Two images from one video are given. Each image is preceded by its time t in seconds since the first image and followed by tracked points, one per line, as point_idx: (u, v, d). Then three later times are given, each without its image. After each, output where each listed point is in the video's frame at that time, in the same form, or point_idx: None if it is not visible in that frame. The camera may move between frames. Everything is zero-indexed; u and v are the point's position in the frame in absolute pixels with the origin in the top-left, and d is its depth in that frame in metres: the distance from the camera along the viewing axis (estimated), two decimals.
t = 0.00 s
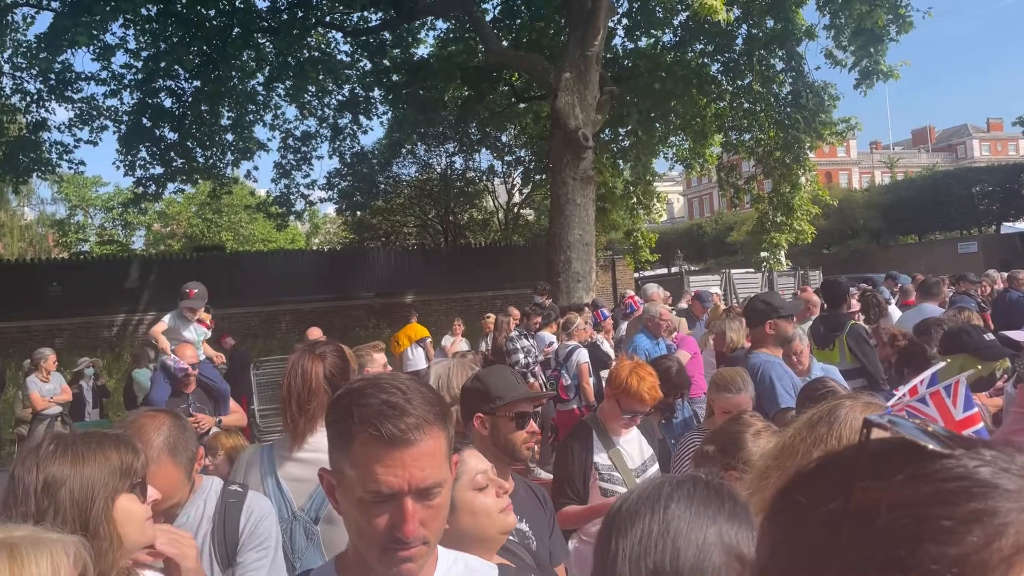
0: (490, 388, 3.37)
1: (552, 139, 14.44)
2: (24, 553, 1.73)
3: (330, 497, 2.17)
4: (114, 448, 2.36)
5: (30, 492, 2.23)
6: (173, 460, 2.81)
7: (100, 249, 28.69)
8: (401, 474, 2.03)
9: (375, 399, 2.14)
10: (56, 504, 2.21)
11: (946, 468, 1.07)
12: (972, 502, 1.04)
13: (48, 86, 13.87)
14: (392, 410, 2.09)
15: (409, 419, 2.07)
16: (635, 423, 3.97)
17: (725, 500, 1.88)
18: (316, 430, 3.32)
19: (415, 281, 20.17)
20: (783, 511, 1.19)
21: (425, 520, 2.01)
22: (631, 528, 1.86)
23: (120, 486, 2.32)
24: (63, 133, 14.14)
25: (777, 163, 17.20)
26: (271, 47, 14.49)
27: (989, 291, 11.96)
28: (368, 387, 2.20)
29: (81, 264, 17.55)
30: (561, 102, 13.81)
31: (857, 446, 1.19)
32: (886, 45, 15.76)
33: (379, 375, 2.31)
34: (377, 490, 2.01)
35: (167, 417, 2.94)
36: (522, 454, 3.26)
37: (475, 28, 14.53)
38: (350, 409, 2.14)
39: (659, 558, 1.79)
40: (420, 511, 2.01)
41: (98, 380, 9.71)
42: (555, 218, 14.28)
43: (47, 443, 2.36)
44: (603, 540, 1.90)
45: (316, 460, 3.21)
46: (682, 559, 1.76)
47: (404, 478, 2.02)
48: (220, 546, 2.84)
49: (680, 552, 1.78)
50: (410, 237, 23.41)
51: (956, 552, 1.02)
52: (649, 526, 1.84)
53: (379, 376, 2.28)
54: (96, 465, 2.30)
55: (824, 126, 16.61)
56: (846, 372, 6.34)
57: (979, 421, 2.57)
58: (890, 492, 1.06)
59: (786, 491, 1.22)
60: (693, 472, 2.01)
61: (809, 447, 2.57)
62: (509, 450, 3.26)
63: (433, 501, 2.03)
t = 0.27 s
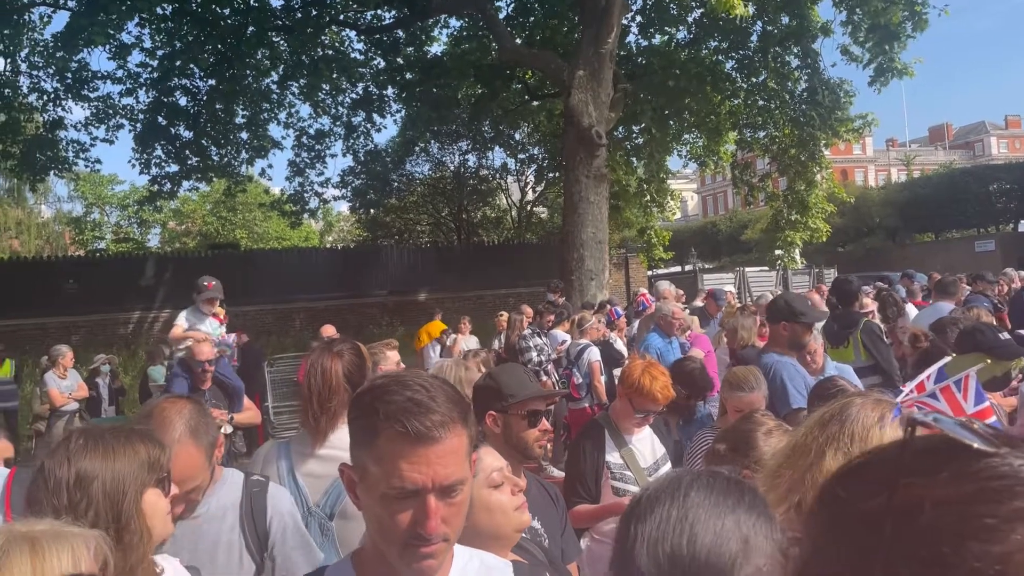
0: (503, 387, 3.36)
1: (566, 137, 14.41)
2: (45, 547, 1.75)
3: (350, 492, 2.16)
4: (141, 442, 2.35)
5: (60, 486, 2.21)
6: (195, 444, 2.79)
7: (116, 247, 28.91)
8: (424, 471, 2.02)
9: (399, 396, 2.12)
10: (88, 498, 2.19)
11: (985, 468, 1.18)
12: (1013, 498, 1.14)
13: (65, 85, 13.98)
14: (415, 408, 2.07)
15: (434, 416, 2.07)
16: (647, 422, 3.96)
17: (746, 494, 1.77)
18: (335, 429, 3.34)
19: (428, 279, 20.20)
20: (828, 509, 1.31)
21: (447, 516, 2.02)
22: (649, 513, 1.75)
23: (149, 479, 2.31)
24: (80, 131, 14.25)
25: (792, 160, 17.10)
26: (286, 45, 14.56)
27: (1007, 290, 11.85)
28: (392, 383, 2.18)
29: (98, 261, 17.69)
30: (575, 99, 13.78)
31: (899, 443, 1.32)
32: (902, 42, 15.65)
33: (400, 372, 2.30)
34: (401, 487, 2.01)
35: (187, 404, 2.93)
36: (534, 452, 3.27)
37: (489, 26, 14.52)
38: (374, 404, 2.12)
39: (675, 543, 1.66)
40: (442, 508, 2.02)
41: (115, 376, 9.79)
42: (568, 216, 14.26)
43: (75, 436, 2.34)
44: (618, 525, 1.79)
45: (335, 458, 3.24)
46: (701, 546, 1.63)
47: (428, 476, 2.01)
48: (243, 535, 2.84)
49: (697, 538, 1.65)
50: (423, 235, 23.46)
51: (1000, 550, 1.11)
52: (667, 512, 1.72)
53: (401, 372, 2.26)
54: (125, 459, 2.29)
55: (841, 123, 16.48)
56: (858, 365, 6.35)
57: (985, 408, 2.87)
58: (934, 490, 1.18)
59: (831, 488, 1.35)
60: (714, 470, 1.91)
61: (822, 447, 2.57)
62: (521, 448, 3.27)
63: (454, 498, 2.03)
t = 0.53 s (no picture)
0: (515, 384, 3.36)
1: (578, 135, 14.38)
2: (62, 536, 1.76)
3: (369, 487, 2.16)
4: (170, 437, 2.35)
5: (93, 475, 2.20)
6: (217, 435, 2.80)
7: (131, 245, 29.13)
8: (449, 469, 2.01)
9: (422, 393, 2.12)
10: (120, 488, 2.19)
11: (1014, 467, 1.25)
12: None
13: (79, 84, 14.08)
14: (438, 406, 2.07)
15: (459, 414, 2.07)
16: (658, 421, 3.95)
17: (774, 501, 1.75)
18: (352, 426, 3.37)
19: (439, 277, 20.23)
20: (861, 500, 1.42)
21: (468, 515, 2.00)
22: (677, 522, 1.72)
23: (178, 473, 2.32)
24: (94, 130, 14.35)
25: (806, 158, 17.00)
26: (298, 44, 14.61)
27: None
28: (415, 381, 2.19)
29: (112, 259, 17.82)
30: (586, 97, 13.75)
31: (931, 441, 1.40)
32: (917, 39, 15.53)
33: (421, 370, 2.30)
34: (426, 485, 1.99)
35: (208, 396, 2.94)
36: (546, 449, 3.26)
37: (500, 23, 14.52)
38: (398, 401, 2.12)
39: (706, 557, 1.64)
40: (464, 506, 2.00)
41: (129, 373, 9.85)
42: (579, 214, 14.24)
43: (107, 428, 2.33)
44: (646, 533, 1.76)
45: (353, 454, 3.25)
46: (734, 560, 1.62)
47: (452, 475, 2.00)
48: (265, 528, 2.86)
49: (725, 549, 1.64)
50: (435, 233, 23.50)
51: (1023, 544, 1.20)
52: (696, 521, 1.70)
53: (422, 370, 2.27)
54: (155, 451, 2.29)
55: (855, 120, 16.38)
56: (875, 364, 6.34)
57: (1006, 407, 2.99)
58: (962, 487, 1.27)
59: (866, 480, 1.45)
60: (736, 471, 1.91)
61: (837, 442, 2.55)
62: (531, 445, 3.26)
63: (475, 497, 2.02)
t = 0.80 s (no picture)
0: (526, 380, 3.36)
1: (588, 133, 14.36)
2: (81, 526, 1.78)
3: (387, 483, 2.17)
4: (192, 433, 2.36)
5: (119, 466, 2.22)
6: (232, 430, 2.81)
7: (143, 244, 29.30)
8: (469, 469, 2.00)
9: (443, 391, 2.12)
10: (145, 481, 2.20)
11: None
12: None
13: (92, 83, 14.15)
14: (456, 405, 2.07)
15: (480, 413, 2.07)
16: (669, 419, 3.93)
17: (810, 498, 1.84)
18: (365, 422, 3.36)
19: (449, 276, 20.24)
20: (857, 489, 1.27)
21: (485, 513, 2.00)
22: (716, 516, 1.82)
23: (199, 469, 2.33)
24: (106, 129, 14.42)
25: (817, 156, 16.91)
26: (309, 43, 14.65)
27: None
28: (436, 378, 2.19)
29: (124, 258, 17.91)
30: (597, 95, 13.73)
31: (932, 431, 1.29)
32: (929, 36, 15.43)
33: (438, 367, 2.30)
34: (445, 485, 1.99)
35: (221, 389, 2.95)
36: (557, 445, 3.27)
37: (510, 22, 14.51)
38: (419, 398, 2.12)
39: (744, 550, 1.74)
40: (482, 505, 2.00)
41: (142, 371, 9.90)
42: (590, 213, 14.21)
43: (134, 421, 2.35)
44: (685, 525, 1.86)
45: (364, 450, 3.25)
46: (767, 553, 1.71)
47: (473, 474, 2.00)
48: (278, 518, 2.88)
49: (764, 544, 1.73)
50: (445, 232, 23.51)
51: None
52: (734, 515, 1.80)
53: (441, 367, 2.28)
54: (178, 446, 2.30)
55: (868, 118, 16.30)
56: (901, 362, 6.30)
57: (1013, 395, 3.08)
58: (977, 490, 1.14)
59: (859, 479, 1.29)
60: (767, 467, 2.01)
61: (847, 434, 2.58)
62: (543, 440, 3.25)
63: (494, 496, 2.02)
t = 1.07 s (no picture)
0: (536, 379, 3.36)
1: (597, 132, 14.35)
2: (98, 519, 1.79)
3: (406, 480, 2.18)
4: (211, 431, 2.37)
5: (139, 460, 2.23)
6: (245, 428, 2.82)
7: (154, 244, 29.45)
8: (491, 468, 2.01)
9: (465, 390, 2.12)
10: (163, 476, 2.21)
11: None
12: None
13: (103, 84, 14.23)
14: (474, 406, 2.06)
15: (502, 413, 2.07)
16: (678, 417, 3.92)
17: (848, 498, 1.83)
18: (373, 420, 3.36)
19: (458, 275, 20.25)
20: (837, 509, 1.08)
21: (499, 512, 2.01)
22: (754, 513, 1.85)
23: (217, 466, 2.33)
24: (117, 129, 14.49)
25: (828, 155, 16.84)
26: (319, 42, 14.70)
27: None
28: (456, 376, 2.19)
29: (135, 257, 18.00)
30: (606, 94, 13.73)
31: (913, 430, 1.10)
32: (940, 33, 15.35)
33: (452, 365, 2.29)
34: (465, 484, 2.00)
35: (233, 386, 2.96)
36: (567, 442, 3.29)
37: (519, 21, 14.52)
38: (440, 397, 2.11)
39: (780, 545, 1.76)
40: (498, 503, 2.01)
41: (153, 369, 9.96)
42: (599, 212, 14.20)
43: (153, 417, 2.36)
44: (723, 523, 1.90)
45: (374, 447, 3.26)
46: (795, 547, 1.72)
47: (494, 473, 2.01)
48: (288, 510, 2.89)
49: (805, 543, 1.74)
50: (454, 231, 23.52)
51: None
52: (772, 513, 1.83)
53: (462, 364, 2.26)
54: (196, 443, 2.31)
55: (878, 116, 16.24)
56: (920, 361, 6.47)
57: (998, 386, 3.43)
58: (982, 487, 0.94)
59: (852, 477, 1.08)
60: (811, 466, 2.01)
61: (843, 428, 2.60)
62: (553, 438, 3.26)
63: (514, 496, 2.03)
